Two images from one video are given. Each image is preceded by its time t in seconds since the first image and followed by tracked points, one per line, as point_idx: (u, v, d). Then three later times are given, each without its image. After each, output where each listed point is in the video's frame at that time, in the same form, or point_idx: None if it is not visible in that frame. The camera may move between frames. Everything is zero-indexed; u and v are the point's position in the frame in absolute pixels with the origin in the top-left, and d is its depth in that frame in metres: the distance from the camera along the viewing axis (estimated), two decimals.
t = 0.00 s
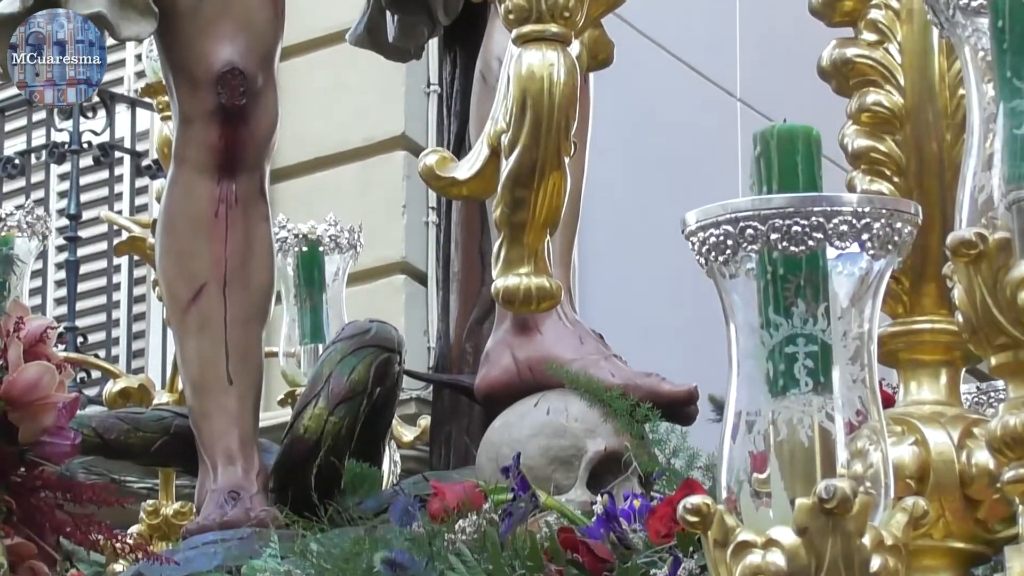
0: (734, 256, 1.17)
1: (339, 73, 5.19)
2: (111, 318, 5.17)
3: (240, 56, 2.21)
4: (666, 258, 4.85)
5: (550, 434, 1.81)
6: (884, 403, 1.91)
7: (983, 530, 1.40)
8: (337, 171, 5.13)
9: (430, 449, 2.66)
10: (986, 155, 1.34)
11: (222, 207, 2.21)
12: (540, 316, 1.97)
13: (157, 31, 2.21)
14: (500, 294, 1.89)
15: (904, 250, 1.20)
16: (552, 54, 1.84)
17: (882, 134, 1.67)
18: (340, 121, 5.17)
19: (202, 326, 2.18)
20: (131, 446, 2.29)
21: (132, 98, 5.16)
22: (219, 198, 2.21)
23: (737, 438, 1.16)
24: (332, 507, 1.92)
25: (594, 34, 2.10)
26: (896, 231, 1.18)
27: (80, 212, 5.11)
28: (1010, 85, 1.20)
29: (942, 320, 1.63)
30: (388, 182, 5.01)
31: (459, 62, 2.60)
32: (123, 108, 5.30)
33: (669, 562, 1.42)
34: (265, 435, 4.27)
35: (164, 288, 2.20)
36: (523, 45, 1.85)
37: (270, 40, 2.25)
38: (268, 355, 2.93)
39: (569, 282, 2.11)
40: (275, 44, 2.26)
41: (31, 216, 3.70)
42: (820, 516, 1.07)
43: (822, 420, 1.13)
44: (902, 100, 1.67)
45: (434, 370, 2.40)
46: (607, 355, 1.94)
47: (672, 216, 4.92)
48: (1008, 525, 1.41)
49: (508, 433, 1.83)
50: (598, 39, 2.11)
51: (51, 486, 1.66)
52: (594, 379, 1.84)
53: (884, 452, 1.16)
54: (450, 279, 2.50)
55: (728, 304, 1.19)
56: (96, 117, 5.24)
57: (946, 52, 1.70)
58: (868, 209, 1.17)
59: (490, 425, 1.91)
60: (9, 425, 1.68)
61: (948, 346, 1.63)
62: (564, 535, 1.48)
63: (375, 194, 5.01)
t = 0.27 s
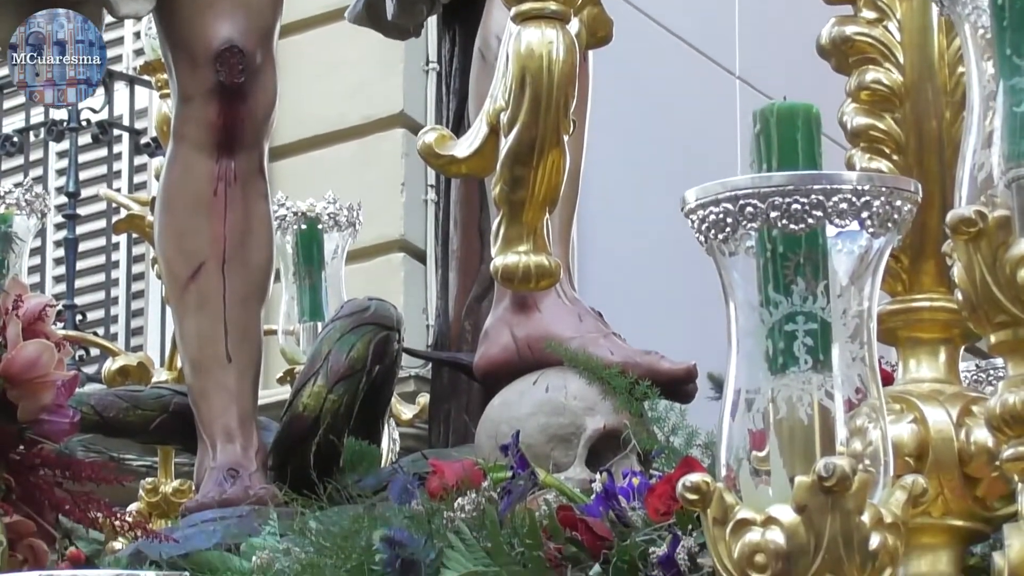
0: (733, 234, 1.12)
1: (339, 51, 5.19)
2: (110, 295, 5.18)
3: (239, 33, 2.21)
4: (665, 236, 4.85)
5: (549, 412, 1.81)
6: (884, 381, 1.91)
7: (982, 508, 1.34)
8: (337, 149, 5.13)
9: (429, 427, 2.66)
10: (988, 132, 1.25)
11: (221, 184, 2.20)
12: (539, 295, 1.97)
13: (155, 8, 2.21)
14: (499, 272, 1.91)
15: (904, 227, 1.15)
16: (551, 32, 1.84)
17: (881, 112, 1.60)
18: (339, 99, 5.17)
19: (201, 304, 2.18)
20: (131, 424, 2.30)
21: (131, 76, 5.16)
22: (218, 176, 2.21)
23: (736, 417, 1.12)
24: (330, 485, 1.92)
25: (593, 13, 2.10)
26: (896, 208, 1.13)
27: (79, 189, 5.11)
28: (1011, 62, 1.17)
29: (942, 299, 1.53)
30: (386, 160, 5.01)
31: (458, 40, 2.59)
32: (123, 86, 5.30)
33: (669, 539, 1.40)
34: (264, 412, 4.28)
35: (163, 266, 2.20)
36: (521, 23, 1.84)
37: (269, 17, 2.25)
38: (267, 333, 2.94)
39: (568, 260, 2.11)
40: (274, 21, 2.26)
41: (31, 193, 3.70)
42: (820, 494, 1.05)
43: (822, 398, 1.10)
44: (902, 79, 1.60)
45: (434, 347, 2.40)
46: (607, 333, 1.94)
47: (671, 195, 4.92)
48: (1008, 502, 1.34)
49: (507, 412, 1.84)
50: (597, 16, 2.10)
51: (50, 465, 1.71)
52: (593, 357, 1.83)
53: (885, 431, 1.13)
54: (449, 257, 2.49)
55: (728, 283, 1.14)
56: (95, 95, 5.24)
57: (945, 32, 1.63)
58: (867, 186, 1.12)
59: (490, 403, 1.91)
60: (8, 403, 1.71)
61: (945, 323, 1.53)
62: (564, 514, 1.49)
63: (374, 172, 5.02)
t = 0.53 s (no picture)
0: (735, 211, 1.11)
1: (339, 27, 5.19)
2: (111, 271, 5.19)
3: (239, 9, 2.17)
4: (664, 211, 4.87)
5: (549, 388, 1.81)
6: (885, 357, 1.91)
7: (983, 484, 1.33)
8: (338, 125, 5.13)
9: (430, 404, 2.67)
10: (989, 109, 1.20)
11: (221, 160, 2.19)
12: (540, 271, 1.97)
13: None
14: (499, 249, 1.91)
15: (905, 204, 1.13)
16: (551, 8, 1.84)
17: (882, 88, 1.58)
18: (340, 76, 5.17)
19: (201, 280, 2.18)
20: (132, 400, 2.30)
21: (131, 53, 5.16)
22: (218, 153, 2.19)
23: (737, 393, 1.11)
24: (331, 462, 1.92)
25: None
26: (897, 185, 1.11)
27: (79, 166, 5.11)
28: (1011, 38, 1.17)
29: (943, 275, 1.48)
30: (386, 136, 5.01)
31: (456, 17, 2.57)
32: (123, 62, 5.30)
33: (669, 516, 1.39)
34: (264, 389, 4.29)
35: (162, 242, 2.20)
36: None
37: None
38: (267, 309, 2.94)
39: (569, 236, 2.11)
40: None
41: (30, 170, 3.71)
42: (821, 470, 1.03)
43: (823, 373, 1.09)
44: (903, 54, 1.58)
45: (435, 323, 2.41)
46: (607, 309, 1.94)
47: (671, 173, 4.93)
48: (1008, 479, 1.33)
49: (508, 388, 1.84)
50: None
51: (50, 440, 1.72)
52: (593, 334, 1.84)
53: (886, 408, 1.11)
54: (450, 233, 2.50)
55: (729, 260, 1.13)
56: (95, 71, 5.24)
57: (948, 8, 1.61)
58: (869, 162, 1.10)
59: (491, 379, 1.91)
60: (9, 378, 1.73)
61: (946, 300, 1.48)
62: (565, 490, 1.47)
63: (374, 149, 5.02)
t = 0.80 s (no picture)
0: (733, 184, 1.06)
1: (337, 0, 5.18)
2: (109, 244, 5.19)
3: None
4: (663, 183, 4.88)
5: (549, 362, 1.81)
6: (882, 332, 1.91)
7: (980, 457, 1.34)
8: (337, 99, 5.12)
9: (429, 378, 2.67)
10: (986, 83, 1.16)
11: (220, 134, 2.18)
12: (539, 245, 1.97)
13: None
14: (498, 223, 1.91)
15: (904, 178, 1.09)
16: None
17: (881, 61, 1.57)
18: (339, 49, 5.16)
19: (201, 253, 2.18)
20: (130, 373, 2.30)
21: (130, 26, 5.14)
22: (217, 128, 2.18)
23: (735, 368, 1.05)
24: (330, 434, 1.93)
25: None
26: (895, 158, 1.07)
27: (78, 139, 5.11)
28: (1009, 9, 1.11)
29: (941, 250, 1.48)
30: (385, 109, 5.00)
31: None
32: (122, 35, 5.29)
33: (668, 488, 1.39)
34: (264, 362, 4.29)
35: (161, 216, 2.20)
36: None
37: None
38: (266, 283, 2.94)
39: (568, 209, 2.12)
40: None
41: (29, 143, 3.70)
42: (819, 444, 0.96)
43: (822, 347, 1.03)
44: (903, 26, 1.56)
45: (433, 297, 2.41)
46: (606, 283, 1.94)
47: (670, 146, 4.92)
48: (1007, 452, 1.34)
49: (506, 361, 1.83)
50: None
51: (49, 415, 1.72)
52: (593, 307, 1.84)
53: (885, 381, 1.06)
54: (449, 205, 2.50)
55: (727, 235, 1.08)
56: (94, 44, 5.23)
57: None
58: (867, 136, 1.05)
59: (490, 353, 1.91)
60: (8, 352, 1.73)
61: (945, 274, 1.48)
62: (563, 464, 1.48)
63: (373, 122, 5.01)
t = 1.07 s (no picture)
0: (730, 159, 1.05)
1: None
2: (106, 221, 5.19)
3: None
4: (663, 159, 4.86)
5: (547, 336, 1.80)
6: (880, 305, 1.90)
7: (978, 432, 1.31)
8: (334, 72, 5.12)
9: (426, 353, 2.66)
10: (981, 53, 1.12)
11: (217, 108, 2.18)
12: (536, 220, 1.98)
13: None
14: (496, 198, 1.95)
15: (901, 153, 1.08)
16: None
17: (878, 35, 1.46)
18: (336, 23, 5.15)
19: (198, 228, 2.18)
20: (127, 348, 2.30)
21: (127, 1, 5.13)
22: (214, 101, 2.18)
23: (733, 341, 1.05)
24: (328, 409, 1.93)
25: None
26: (893, 132, 1.06)
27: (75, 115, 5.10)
28: None
29: (939, 225, 1.41)
30: (382, 83, 4.99)
31: None
32: (118, 11, 5.28)
33: (665, 463, 1.38)
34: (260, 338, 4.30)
35: (158, 190, 2.19)
36: None
37: None
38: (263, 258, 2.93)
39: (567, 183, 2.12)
40: None
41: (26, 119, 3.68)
42: (816, 419, 0.96)
43: (819, 322, 1.02)
44: None
45: (431, 271, 2.41)
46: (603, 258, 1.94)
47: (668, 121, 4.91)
48: (1004, 427, 1.32)
49: (504, 336, 1.83)
50: None
51: (47, 389, 1.71)
52: (590, 282, 1.84)
53: (881, 356, 1.06)
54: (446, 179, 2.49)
55: (726, 209, 1.07)
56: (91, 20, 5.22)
57: None
58: (865, 111, 1.05)
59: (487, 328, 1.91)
60: (6, 327, 1.73)
61: (943, 249, 1.41)
62: (560, 439, 1.48)
63: (370, 96, 5.01)
